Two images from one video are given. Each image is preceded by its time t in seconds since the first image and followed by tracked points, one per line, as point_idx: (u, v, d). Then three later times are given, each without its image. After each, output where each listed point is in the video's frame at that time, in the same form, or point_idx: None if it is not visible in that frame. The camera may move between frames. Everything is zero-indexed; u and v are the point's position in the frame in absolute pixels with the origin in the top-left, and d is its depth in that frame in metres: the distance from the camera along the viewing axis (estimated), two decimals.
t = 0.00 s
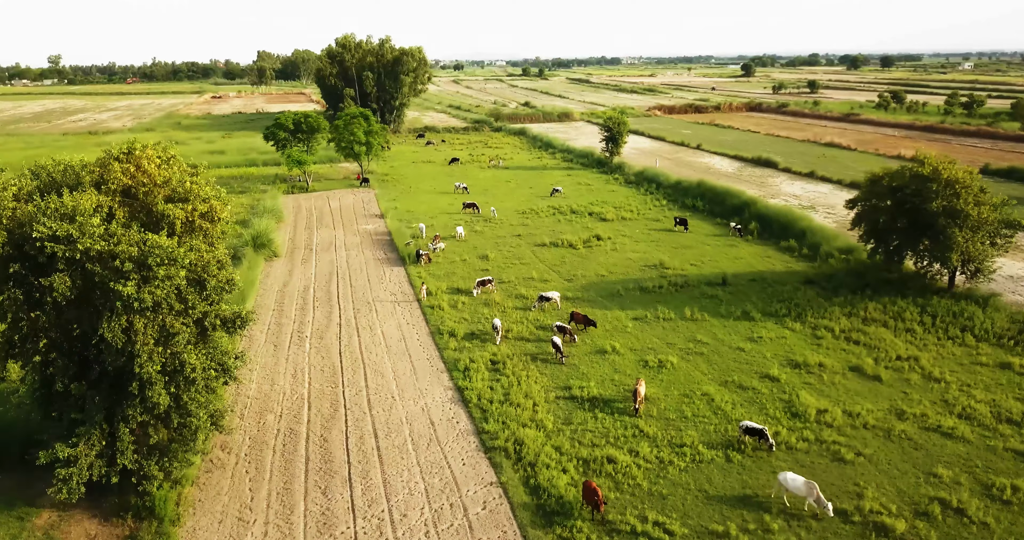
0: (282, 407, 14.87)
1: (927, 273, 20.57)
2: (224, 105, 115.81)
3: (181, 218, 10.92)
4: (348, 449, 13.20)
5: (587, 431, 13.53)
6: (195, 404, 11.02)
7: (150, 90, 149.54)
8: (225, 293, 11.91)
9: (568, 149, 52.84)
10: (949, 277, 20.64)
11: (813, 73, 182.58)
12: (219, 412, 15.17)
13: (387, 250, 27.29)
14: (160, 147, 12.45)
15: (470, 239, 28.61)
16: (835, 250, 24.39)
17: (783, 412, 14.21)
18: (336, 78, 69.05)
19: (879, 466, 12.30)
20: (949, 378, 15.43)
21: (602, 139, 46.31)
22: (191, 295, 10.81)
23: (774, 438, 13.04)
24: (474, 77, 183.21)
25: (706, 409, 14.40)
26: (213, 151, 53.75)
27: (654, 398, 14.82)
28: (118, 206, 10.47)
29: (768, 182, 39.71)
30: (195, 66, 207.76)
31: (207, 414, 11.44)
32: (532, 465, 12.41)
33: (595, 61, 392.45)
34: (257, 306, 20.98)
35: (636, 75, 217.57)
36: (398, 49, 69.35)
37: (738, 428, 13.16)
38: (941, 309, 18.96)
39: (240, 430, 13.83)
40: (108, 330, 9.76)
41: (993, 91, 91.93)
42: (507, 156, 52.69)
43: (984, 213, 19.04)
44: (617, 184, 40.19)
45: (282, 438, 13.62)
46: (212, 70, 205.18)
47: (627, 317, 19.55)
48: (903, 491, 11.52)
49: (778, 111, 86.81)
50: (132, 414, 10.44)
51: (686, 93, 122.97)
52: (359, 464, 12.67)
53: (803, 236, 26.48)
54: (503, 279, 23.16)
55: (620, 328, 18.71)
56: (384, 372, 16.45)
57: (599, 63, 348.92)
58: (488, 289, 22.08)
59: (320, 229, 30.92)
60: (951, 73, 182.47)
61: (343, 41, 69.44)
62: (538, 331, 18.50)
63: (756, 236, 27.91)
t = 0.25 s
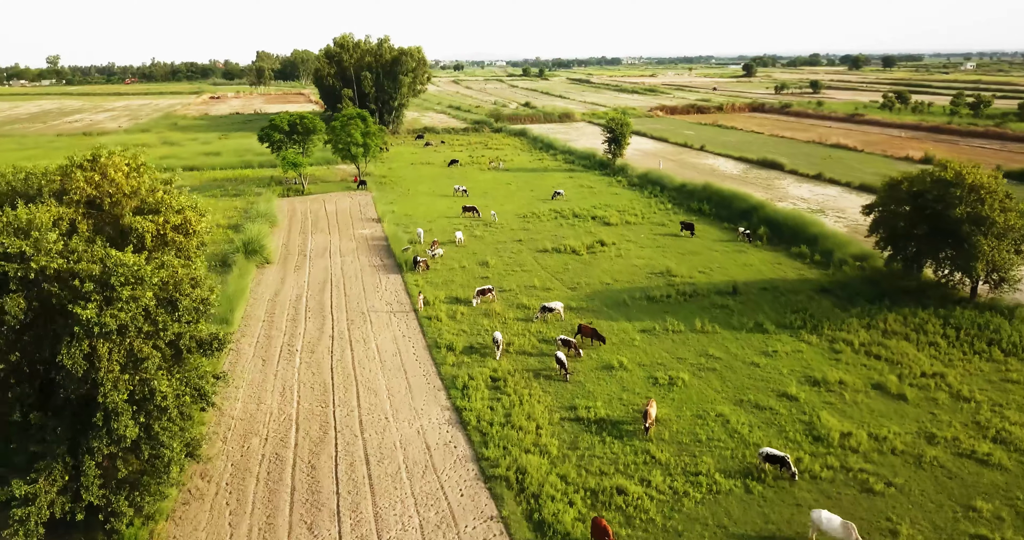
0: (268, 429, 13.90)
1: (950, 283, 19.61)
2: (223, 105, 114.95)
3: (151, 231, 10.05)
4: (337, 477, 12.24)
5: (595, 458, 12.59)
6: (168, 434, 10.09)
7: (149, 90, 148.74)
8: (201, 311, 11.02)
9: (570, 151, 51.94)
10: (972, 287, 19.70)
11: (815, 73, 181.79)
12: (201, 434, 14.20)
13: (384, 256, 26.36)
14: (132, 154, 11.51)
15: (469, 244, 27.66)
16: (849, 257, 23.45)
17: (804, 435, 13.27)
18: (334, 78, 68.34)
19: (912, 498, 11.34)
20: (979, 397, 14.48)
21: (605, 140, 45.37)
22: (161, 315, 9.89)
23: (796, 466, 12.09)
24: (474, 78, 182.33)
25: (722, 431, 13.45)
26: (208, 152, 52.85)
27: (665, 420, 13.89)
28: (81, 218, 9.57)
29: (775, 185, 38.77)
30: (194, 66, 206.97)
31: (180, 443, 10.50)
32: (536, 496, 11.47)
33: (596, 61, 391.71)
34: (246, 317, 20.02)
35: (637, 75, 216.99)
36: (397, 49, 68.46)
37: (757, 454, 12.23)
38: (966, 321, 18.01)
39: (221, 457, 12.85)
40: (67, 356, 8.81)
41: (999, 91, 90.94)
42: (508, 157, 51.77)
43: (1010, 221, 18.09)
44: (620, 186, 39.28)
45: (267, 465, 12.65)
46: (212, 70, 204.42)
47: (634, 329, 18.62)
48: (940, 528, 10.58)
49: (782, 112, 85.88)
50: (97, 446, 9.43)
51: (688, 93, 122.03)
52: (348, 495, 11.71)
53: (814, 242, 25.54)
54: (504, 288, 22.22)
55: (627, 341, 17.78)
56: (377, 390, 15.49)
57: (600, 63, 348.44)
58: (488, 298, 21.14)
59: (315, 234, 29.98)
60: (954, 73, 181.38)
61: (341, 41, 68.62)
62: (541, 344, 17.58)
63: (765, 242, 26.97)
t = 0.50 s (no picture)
0: (254, 454, 12.98)
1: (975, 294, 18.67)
2: (220, 106, 113.96)
3: (116, 247, 9.34)
4: (326, 510, 11.29)
5: (604, 488, 11.67)
6: (138, 470, 9.16)
7: (147, 91, 147.89)
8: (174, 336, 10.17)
9: (572, 152, 51.01)
10: (998, 298, 18.75)
11: (815, 73, 181.28)
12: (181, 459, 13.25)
13: (380, 263, 25.45)
14: (101, 166, 10.82)
15: (469, 250, 26.76)
16: (865, 265, 22.54)
17: (829, 462, 12.33)
18: (333, 78, 67.40)
19: (952, 535, 10.39)
20: (1016, 418, 13.55)
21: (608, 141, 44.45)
22: (127, 340, 9.08)
23: (823, 498, 11.16)
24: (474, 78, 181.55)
25: (740, 457, 12.53)
26: (204, 153, 51.86)
27: (679, 444, 12.96)
28: (38, 233, 8.80)
29: (782, 188, 37.87)
30: (193, 67, 205.94)
31: (154, 480, 9.58)
32: (541, 533, 10.54)
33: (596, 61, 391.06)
34: (235, 329, 19.08)
35: (638, 75, 216.41)
36: (396, 49, 67.55)
37: (782, 484, 11.31)
38: (993, 333, 17.06)
39: (201, 486, 11.92)
40: (19, 389, 7.95)
41: (1004, 92, 90.08)
42: (508, 159, 50.86)
43: None
44: (624, 189, 38.36)
45: (251, 495, 11.71)
46: (211, 70, 203.72)
47: (642, 341, 17.70)
48: None
49: (785, 113, 85.05)
50: (57, 485, 8.42)
51: (689, 94, 121.13)
52: (337, 530, 10.77)
53: (828, 248, 24.61)
54: (506, 297, 21.30)
55: (635, 356, 16.86)
56: (372, 410, 14.53)
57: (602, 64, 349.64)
58: (488, 308, 20.20)
59: (310, 239, 29.05)
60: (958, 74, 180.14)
61: (339, 41, 67.74)
62: (545, 358, 16.67)
63: (776, 247, 26.04)
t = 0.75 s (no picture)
0: (238, 482, 12.05)
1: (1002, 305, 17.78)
2: (219, 106, 112.95)
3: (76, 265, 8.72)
4: None
5: (617, 521, 10.76)
6: (104, 513, 8.19)
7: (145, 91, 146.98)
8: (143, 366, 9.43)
9: (574, 154, 50.12)
10: None
11: (817, 73, 180.53)
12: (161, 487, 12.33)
13: (378, 270, 24.57)
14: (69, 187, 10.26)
15: (470, 256, 25.86)
16: (882, 273, 21.64)
17: (858, 491, 11.42)
18: (331, 79, 66.43)
19: None
20: None
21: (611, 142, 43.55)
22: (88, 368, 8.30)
23: (855, 535, 10.24)
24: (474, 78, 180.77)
25: (762, 486, 11.61)
26: (200, 154, 50.93)
27: (696, 471, 12.06)
28: None
29: (790, 191, 36.98)
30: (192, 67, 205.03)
31: (125, 523, 8.65)
32: None
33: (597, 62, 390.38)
34: (224, 342, 18.17)
35: (639, 76, 216.03)
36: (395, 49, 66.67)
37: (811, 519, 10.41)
38: None
39: (179, 519, 10.98)
40: None
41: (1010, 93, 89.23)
42: (510, 161, 49.98)
43: None
44: (628, 192, 37.47)
45: (233, 529, 10.78)
46: (211, 71, 202.85)
47: (652, 355, 16.81)
48: None
49: (789, 113, 84.19)
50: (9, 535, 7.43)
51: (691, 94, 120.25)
52: None
53: (842, 255, 23.69)
54: (508, 306, 20.40)
55: (645, 371, 15.96)
56: (366, 432, 13.62)
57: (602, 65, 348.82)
58: (490, 319, 19.30)
59: (305, 244, 28.15)
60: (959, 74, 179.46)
61: (338, 41, 66.86)
62: (549, 374, 15.77)
63: (788, 254, 25.12)
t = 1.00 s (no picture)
0: (223, 513, 11.15)
1: None
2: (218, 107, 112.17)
3: (30, 283, 7.84)
4: None
5: None
6: None
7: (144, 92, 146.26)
8: (105, 390, 8.55)
9: (577, 155, 49.25)
10: None
11: (818, 74, 179.94)
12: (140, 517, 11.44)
13: (376, 276, 23.71)
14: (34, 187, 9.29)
15: (471, 262, 24.98)
16: (901, 280, 20.76)
17: (894, 524, 10.53)
18: (329, 79, 65.17)
19: None
20: None
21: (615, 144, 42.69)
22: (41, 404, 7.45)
23: None
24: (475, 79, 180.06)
25: (790, 518, 10.72)
26: (196, 156, 50.09)
27: (717, 499, 11.18)
28: None
29: (799, 193, 36.12)
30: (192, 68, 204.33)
31: None
32: None
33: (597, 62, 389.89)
34: (214, 354, 17.29)
35: (640, 74, 213.64)
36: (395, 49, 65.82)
37: None
38: None
39: None
40: None
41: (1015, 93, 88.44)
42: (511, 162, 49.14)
43: None
44: (633, 194, 36.61)
45: None
46: (210, 71, 202.27)
47: (664, 369, 15.93)
48: None
49: (793, 114, 83.37)
50: None
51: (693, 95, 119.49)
52: None
53: (858, 261, 22.81)
54: (512, 316, 19.52)
55: (657, 386, 15.09)
56: (361, 456, 12.72)
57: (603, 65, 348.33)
58: (493, 329, 18.42)
59: (301, 249, 27.29)
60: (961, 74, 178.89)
61: (337, 41, 66.01)
62: (556, 390, 14.90)
63: (801, 259, 24.24)
